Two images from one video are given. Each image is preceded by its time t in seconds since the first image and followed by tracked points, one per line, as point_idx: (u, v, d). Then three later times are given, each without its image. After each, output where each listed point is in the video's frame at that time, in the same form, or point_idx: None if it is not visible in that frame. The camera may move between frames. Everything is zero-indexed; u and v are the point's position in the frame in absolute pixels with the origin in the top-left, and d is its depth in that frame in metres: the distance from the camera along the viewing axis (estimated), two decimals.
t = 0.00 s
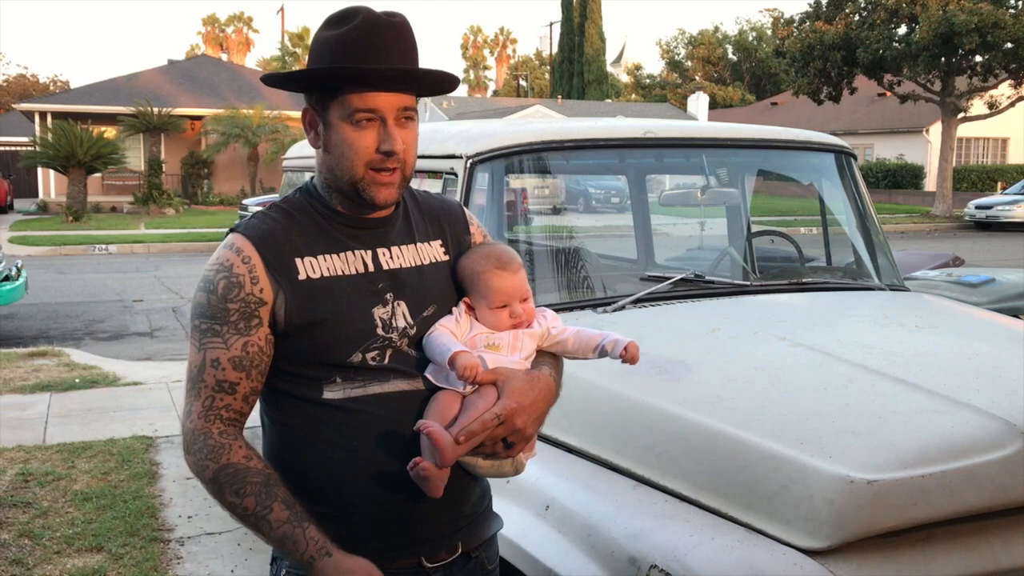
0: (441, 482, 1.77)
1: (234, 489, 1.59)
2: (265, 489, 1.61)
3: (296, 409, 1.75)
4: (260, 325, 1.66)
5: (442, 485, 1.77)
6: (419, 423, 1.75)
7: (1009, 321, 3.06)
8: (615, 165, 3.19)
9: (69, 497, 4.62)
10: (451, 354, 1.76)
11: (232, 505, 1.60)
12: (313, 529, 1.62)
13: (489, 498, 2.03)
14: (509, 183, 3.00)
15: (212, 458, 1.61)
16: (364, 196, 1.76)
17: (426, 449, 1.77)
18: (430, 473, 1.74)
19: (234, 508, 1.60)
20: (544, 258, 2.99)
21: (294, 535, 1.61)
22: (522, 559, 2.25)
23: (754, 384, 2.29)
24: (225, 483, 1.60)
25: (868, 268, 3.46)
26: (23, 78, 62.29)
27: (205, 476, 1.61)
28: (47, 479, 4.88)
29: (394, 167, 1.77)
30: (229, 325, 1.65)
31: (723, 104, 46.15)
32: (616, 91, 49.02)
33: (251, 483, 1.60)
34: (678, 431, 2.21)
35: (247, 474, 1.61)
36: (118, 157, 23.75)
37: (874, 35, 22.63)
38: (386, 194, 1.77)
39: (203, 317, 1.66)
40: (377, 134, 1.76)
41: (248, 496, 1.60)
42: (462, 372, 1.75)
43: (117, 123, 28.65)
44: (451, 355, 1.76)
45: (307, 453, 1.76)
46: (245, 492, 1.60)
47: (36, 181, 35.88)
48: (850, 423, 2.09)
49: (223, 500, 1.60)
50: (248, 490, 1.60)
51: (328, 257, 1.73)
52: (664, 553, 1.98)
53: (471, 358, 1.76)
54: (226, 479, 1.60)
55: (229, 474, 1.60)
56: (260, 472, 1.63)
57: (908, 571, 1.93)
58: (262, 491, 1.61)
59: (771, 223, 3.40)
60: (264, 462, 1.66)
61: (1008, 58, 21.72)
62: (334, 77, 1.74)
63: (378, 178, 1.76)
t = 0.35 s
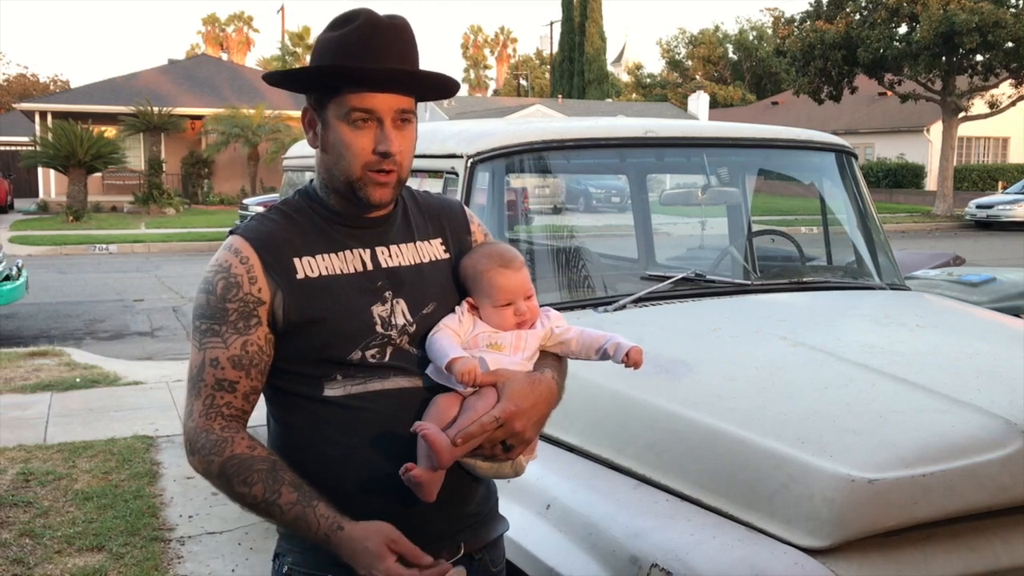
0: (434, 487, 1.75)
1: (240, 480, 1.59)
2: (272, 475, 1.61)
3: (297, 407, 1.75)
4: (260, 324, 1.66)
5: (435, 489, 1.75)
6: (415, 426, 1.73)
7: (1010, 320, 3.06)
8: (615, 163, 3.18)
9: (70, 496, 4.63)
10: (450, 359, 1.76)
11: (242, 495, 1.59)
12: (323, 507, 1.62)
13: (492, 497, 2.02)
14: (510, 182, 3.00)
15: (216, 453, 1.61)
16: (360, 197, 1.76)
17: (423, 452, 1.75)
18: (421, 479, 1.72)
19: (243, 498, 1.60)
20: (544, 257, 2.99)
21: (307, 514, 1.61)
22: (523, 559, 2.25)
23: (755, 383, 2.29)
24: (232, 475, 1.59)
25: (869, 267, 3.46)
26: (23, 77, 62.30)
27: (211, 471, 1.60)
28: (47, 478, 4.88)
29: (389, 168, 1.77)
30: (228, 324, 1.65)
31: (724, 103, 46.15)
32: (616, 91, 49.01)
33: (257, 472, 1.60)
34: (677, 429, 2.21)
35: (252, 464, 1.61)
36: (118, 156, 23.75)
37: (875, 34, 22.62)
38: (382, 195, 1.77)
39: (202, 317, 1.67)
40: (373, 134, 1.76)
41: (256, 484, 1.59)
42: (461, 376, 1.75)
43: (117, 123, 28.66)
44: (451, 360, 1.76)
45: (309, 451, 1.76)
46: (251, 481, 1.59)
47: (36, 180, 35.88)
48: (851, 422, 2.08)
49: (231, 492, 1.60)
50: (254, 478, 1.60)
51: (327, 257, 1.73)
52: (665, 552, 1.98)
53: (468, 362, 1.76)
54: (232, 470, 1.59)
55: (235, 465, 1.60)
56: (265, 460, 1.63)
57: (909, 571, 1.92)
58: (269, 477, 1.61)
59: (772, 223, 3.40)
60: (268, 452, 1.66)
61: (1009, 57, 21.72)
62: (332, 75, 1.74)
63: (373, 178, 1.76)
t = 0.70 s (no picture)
0: (435, 490, 1.76)
1: (243, 478, 1.60)
2: (275, 474, 1.62)
3: (301, 406, 1.76)
4: (266, 321, 1.67)
5: (436, 493, 1.77)
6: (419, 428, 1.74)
7: (1010, 320, 3.06)
8: (616, 164, 3.17)
9: (71, 496, 4.63)
10: (457, 361, 1.77)
11: (244, 493, 1.60)
12: (325, 509, 1.64)
13: (495, 498, 2.02)
14: (511, 182, 3.00)
15: (219, 450, 1.62)
16: (363, 190, 1.76)
17: (425, 456, 1.76)
18: (421, 483, 1.74)
19: (245, 495, 1.61)
20: (545, 257, 3.00)
21: (308, 517, 1.62)
22: (524, 559, 2.26)
23: (755, 383, 2.29)
24: (235, 472, 1.60)
25: (870, 268, 3.46)
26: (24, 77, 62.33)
27: (215, 468, 1.61)
28: (49, 478, 4.89)
29: (391, 159, 1.76)
30: (235, 321, 1.65)
31: (724, 103, 46.16)
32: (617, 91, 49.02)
33: (260, 471, 1.61)
34: (678, 429, 2.21)
35: (256, 462, 1.61)
36: (119, 156, 23.75)
37: (876, 35, 22.62)
38: (385, 186, 1.77)
39: (209, 312, 1.67)
40: (374, 125, 1.77)
41: (259, 483, 1.60)
42: (467, 377, 1.75)
43: (118, 123, 28.67)
44: (457, 362, 1.76)
45: (312, 449, 1.76)
46: (255, 480, 1.60)
47: (36, 180, 35.89)
48: (852, 422, 2.09)
49: (234, 489, 1.61)
50: (258, 477, 1.60)
51: (334, 254, 1.74)
52: (666, 552, 1.98)
53: (474, 364, 1.76)
54: (236, 468, 1.60)
55: (238, 463, 1.60)
56: (269, 459, 1.63)
57: (909, 571, 1.93)
58: (272, 477, 1.61)
59: (772, 223, 3.39)
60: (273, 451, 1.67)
61: (1010, 58, 21.73)
62: (332, 66, 1.76)
63: (375, 170, 1.76)
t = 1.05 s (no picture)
0: (456, 489, 1.76)
1: (258, 479, 1.58)
2: (290, 474, 1.61)
3: (310, 406, 1.75)
4: (276, 320, 1.65)
5: (456, 492, 1.76)
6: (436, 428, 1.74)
7: (1013, 320, 3.06)
8: (618, 163, 3.17)
9: (72, 495, 4.63)
10: (468, 359, 1.76)
11: (259, 494, 1.59)
12: (345, 507, 1.65)
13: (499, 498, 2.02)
14: (512, 182, 3.00)
15: (232, 451, 1.60)
16: (372, 183, 1.76)
17: (444, 457, 1.77)
18: (443, 486, 1.73)
19: (260, 496, 1.59)
20: (546, 257, 2.98)
21: (328, 514, 1.62)
22: (525, 559, 2.25)
23: (757, 383, 2.29)
24: (249, 473, 1.59)
25: (872, 268, 3.46)
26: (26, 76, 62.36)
27: (227, 469, 1.59)
28: (50, 477, 4.88)
29: (401, 151, 1.76)
30: (244, 319, 1.64)
31: (726, 103, 46.14)
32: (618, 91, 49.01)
33: (276, 471, 1.59)
34: (680, 429, 2.21)
35: (270, 461, 1.60)
36: (120, 155, 23.75)
37: (877, 34, 22.59)
38: (394, 179, 1.76)
39: (217, 312, 1.65)
40: (383, 117, 1.77)
41: (275, 483, 1.59)
42: (478, 375, 1.74)
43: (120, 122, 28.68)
44: (469, 360, 1.75)
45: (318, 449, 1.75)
46: (270, 480, 1.59)
47: (38, 179, 35.90)
48: (855, 422, 2.08)
49: (248, 490, 1.59)
50: (273, 478, 1.59)
51: (342, 251, 1.73)
52: (668, 553, 1.97)
53: (485, 361, 1.75)
54: (250, 469, 1.59)
55: (252, 464, 1.59)
56: (283, 460, 1.62)
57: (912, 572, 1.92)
58: (288, 477, 1.60)
59: (775, 223, 3.38)
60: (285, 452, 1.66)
61: (1012, 58, 21.70)
62: (341, 56, 1.76)
63: (385, 163, 1.76)
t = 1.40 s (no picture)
0: (459, 495, 1.76)
1: (268, 490, 1.58)
2: (299, 486, 1.59)
3: (313, 411, 1.74)
4: (280, 327, 1.65)
5: (460, 498, 1.77)
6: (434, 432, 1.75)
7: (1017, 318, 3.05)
8: (621, 161, 3.15)
9: (73, 491, 4.63)
10: (468, 362, 1.76)
11: (269, 506, 1.58)
12: (354, 519, 1.60)
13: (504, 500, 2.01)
14: (514, 179, 2.99)
15: (241, 463, 1.59)
16: (368, 185, 1.75)
17: (445, 462, 1.78)
18: (446, 493, 1.74)
19: (270, 509, 1.58)
20: (548, 254, 2.99)
21: (336, 528, 1.58)
22: (527, 556, 2.25)
23: (760, 380, 2.28)
24: (259, 486, 1.58)
25: (875, 266, 3.45)
26: (28, 73, 62.38)
27: (237, 481, 1.59)
28: (51, 473, 4.88)
29: (398, 152, 1.75)
30: (247, 328, 1.63)
31: (728, 101, 46.10)
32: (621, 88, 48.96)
33: (285, 482, 1.58)
34: (683, 427, 2.20)
35: (279, 473, 1.59)
36: (122, 152, 23.75)
37: (880, 32, 22.56)
38: (392, 180, 1.75)
39: (220, 321, 1.65)
40: (380, 116, 1.75)
41: (284, 495, 1.58)
42: (478, 378, 1.75)
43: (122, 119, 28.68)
44: (468, 362, 1.76)
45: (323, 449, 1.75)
46: (279, 492, 1.57)
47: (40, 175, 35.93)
48: (858, 420, 2.08)
49: (258, 502, 1.58)
50: (282, 489, 1.58)
51: (342, 256, 1.72)
52: (670, 550, 1.97)
53: (485, 365, 1.76)
54: (260, 481, 1.58)
55: (262, 475, 1.58)
56: (291, 471, 1.61)
57: (915, 570, 1.91)
58: (296, 487, 1.59)
59: (776, 221, 3.42)
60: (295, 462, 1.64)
61: (1015, 56, 21.66)
62: (337, 55, 1.75)
63: (381, 164, 1.75)
